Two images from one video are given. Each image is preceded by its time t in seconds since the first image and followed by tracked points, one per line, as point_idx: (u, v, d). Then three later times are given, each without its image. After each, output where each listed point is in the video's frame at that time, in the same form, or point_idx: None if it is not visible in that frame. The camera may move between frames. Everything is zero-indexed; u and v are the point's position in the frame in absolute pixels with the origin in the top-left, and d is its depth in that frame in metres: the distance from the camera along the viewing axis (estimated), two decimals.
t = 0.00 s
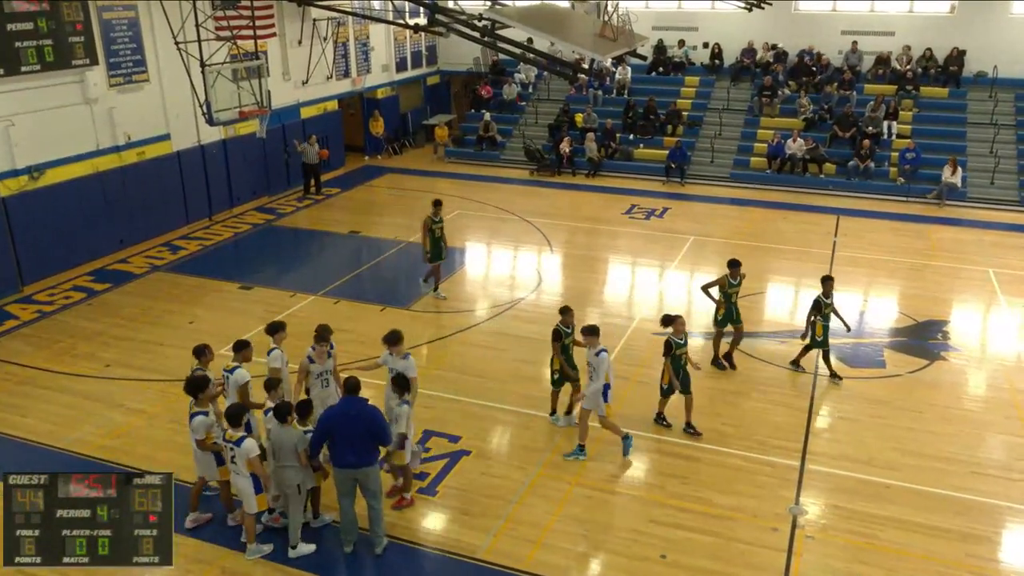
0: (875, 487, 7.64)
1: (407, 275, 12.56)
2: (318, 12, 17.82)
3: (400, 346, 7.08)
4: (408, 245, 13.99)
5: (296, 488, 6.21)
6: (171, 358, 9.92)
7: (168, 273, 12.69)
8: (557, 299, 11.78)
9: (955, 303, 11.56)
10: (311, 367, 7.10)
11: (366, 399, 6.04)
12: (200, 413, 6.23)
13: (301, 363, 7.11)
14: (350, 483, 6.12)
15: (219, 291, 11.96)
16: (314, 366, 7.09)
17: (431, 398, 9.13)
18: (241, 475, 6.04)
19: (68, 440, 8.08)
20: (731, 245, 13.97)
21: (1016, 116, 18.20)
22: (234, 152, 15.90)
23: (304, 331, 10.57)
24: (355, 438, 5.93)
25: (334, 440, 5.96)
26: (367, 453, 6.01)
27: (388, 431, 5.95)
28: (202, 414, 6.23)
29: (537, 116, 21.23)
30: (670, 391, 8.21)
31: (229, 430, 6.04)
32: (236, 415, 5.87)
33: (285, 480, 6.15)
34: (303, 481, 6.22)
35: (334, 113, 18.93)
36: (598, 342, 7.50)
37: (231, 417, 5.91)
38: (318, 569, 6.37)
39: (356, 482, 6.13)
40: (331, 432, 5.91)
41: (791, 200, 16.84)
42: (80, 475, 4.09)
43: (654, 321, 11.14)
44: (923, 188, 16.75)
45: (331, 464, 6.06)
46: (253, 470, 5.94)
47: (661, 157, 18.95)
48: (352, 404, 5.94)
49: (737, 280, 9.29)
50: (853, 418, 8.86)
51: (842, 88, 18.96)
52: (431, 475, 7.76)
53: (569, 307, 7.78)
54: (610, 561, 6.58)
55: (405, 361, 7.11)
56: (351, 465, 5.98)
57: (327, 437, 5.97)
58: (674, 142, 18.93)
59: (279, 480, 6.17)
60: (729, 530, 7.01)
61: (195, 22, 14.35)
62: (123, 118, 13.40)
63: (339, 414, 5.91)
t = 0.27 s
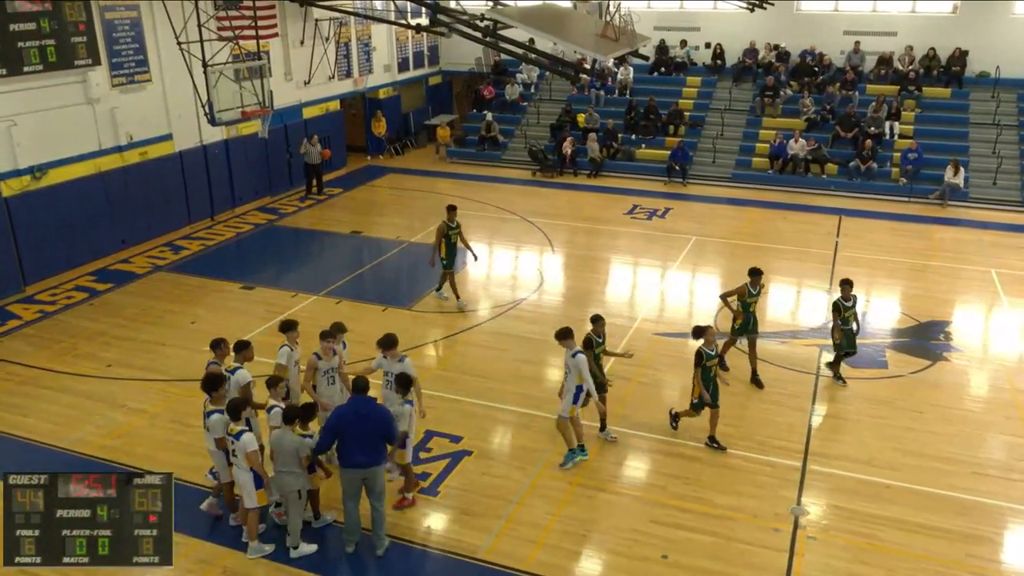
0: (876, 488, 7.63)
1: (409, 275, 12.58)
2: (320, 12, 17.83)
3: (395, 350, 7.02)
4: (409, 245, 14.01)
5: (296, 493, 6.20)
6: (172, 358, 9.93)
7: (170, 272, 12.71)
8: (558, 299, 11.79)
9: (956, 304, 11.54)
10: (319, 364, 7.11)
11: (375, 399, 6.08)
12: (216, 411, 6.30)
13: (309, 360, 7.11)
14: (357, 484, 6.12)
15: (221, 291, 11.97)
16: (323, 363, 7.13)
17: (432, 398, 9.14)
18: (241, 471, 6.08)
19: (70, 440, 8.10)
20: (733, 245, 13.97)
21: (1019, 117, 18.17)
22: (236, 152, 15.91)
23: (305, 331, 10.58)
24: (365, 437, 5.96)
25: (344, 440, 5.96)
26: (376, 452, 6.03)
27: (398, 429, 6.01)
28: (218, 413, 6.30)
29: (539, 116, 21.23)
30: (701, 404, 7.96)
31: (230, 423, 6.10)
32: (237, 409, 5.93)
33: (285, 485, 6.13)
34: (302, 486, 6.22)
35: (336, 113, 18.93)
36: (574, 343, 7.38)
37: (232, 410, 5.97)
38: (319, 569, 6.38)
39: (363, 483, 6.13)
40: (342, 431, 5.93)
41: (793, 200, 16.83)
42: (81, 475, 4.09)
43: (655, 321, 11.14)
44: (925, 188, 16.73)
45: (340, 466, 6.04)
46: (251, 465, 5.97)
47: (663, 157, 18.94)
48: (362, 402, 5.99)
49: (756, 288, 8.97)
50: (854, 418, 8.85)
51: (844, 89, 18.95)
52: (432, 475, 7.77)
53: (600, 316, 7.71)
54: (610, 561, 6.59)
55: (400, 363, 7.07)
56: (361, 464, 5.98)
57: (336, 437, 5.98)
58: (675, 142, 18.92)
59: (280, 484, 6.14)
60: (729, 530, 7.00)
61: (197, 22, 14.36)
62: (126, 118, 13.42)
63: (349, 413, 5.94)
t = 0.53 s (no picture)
0: (882, 490, 7.61)
1: (415, 276, 12.61)
2: (327, 13, 17.86)
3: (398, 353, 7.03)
4: (415, 246, 14.02)
5: (300, 495, 6.21)
6: (179, 358, 9.96)
7: (176, 273, 12.74)
8: (564, 300, 11.79)
9: (963, 306, 11.50)
10: (326, 364, 7.18)
11: (385, 399, 6.09)
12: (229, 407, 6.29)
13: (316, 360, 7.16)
14: (367, 485, 6.12)
15: (227, 292, 12.00)
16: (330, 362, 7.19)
17: (437, 399, 9.15)
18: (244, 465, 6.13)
19: (77, 439, 8.12)
20: (739, 246, 13.94)
21: None
22: (242, 152, 15.94)
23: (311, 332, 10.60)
24: (376, 437, 5.97)
25: (354, 440, 5.97)
26: (386, 452, 6.05)
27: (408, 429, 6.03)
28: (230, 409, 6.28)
29: (545, 117, 21.22)
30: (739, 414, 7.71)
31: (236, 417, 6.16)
32: (243, 401, 6.02)
33: (288, 487, 6.13)
34: (306, 488, 6.22)
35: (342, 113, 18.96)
36: (553, 351, 7.23)
37: (237, 404, 6.04)
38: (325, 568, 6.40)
39: (372, 483, 6.13)
40: (353, 431, 5.94)
41: (799, 201, 16.79)
42: (80, 475, 4.04)
43: (660, 322, 11.13)
44: (932, 190, 16.67)
45: (349, 466, 6.04)
46: (251, 460, 6.01)
47: (669, 158, 18.92)
48: (373, 402, 5.98)
49: (779, 295, 8.78)
50: (860, 420, 8.83)
51: (850, 90, 18.93)
52: (437, 475, 7.78)
53: (634, 324, 7.48)
54: (615, 562, 6.58)
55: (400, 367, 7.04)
56: (371, 464, 5.99)
57: (346, 437, 5.98)
58: (681, 143, 18.89)
59: (284, 487, 6.14)
60: (735, 532, 6.99)
61: (204, 22, 14.40)
62: (133, 118, 13.46)
63: (360, 413, 5.94)
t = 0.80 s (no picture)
0: (894, 495, 7.53)
1: (424, 277, 12.59)
2: (337, 13, 17.88)
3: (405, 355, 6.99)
4: (424, 246, 14.00)
5: (309, 497, 6.18)
6: (187, 358, 9.96)
7: (185, 272, 12.76)
8: (574, 302, 11.74)
9: (977, 309, 11.39)
10: (333, 366, 7.13)
11: (391, 400, 6.07)
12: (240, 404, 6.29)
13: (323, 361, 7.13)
14: (374, 487, 6.09)
15: (236, 292, 12.00)
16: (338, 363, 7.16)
17: (446, 400, 9.13)
18: (246, 462, 6.17)
19: (86, 438, 8.14)
20: (750, 248, 13.87)
21: None
22: (252, 153, 15.96)
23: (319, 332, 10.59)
24: (382, 438, 5.94)
25: (360, 442, 5.95)
26: (392, 453, 6.01)
27: (413, 429, 6.01)
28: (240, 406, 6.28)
29: (555, 118, 21.18)
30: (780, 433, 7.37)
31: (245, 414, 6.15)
32: (251, 399, 5.99)
33: (297, 488, 6.12)
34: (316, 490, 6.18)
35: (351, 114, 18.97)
36: (540, 354, 7.25)
37: (246, 402, 6.02)
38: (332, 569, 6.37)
39: (379, 486, 6.09)
40: (358, 432, 5.92)
41: (810, 203, 16.70)
42: (80, 475, 4.00)
43: (671, 324, 11.08)
44: (946, 192, 16.55)
45: (356, 468, 6.01)
46: (252, 459, 6.02)
47: (679, 159, 18.85)
48: (378, 403, 5.98)
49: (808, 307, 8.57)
50: (872, 424, 8.75)
51: (863, 91, 18.82)
52: (445, 478, 7.73)
53: (671, 338, 7.37)
54: (624, 566, 6.53)
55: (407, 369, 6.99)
56: (377, 466, 5.96)
57: (351, 438, 5.97)
58: (692, 144, 18.82)
59: (293, 488, 6.11)
60: (744, 536, 6.93)
61: (215, 23, 14.43)
62: (144, 119, 13.49)
63: (365, 415, 5.93)
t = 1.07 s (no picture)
0: (904, 499, 7.44)
1: (429, 277, 12.54)
2: (343, 13, 17.85)
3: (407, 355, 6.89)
4: (430, 247, 13.95)
5: (320, 502, 6.05)
6: (192, 358, 9.92)
7: (190, 272, 12.72)
8: (581, 303, 11.67)
9: (988, 312, 11.28)
10: (338, 371, 7.12)
11: (392, 401, 5.99)
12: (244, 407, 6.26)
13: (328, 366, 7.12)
14: (375, 488, 6.04)
15: (240, 292, 11.95)
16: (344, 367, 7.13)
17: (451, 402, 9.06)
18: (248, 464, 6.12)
19: (89, 438, 8.09)
20: (759, 249, 13.78)
21: None
22: (257, 152, 15.92)
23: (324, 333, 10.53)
24: (381, 440, 5.87)
25: (360, 443, 5.89)
26: (393, 455, 5.95)
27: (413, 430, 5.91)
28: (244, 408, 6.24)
29: (562, 118, 21.10)
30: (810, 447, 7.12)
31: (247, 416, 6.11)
32: (253, 401, 5.95)
33: (308, 492, 6.00)
34: (326, 494, 6.06)
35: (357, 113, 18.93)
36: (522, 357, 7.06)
37: (247, 404, 5.99)
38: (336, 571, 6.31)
39: (380, 487, 6.04)
40: (358, 434, 5.86)
41: (819, 204, 16.59)
42: (80, 474, 3.94)
43: (678, 325, 10.99)
44: (956, 194, 16.42)
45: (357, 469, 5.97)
46: (254, 462, 5.96)
47: (687, 160, 18.76)
48: (377, 404, 5.89)
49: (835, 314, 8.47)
50: (882, 428, 8.65)
51: (874, 91, 18.70)
52: (450, 479, 7.67)
53: (706, 346, 7.14)
54: (631, 569, 6.45)
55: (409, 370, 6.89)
56: (377, 468, 5.90)
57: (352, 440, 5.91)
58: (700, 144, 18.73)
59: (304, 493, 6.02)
60: (753, 540, 6.84)
61: (221, 22, 14.40)
62: (149, 118, 13.47)
63: (366, 417, 5.85)
